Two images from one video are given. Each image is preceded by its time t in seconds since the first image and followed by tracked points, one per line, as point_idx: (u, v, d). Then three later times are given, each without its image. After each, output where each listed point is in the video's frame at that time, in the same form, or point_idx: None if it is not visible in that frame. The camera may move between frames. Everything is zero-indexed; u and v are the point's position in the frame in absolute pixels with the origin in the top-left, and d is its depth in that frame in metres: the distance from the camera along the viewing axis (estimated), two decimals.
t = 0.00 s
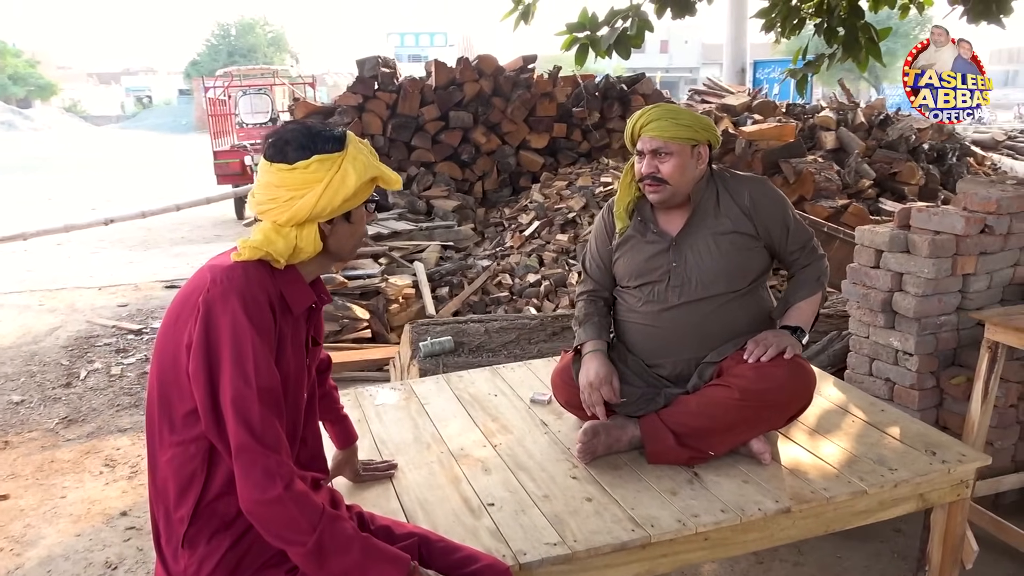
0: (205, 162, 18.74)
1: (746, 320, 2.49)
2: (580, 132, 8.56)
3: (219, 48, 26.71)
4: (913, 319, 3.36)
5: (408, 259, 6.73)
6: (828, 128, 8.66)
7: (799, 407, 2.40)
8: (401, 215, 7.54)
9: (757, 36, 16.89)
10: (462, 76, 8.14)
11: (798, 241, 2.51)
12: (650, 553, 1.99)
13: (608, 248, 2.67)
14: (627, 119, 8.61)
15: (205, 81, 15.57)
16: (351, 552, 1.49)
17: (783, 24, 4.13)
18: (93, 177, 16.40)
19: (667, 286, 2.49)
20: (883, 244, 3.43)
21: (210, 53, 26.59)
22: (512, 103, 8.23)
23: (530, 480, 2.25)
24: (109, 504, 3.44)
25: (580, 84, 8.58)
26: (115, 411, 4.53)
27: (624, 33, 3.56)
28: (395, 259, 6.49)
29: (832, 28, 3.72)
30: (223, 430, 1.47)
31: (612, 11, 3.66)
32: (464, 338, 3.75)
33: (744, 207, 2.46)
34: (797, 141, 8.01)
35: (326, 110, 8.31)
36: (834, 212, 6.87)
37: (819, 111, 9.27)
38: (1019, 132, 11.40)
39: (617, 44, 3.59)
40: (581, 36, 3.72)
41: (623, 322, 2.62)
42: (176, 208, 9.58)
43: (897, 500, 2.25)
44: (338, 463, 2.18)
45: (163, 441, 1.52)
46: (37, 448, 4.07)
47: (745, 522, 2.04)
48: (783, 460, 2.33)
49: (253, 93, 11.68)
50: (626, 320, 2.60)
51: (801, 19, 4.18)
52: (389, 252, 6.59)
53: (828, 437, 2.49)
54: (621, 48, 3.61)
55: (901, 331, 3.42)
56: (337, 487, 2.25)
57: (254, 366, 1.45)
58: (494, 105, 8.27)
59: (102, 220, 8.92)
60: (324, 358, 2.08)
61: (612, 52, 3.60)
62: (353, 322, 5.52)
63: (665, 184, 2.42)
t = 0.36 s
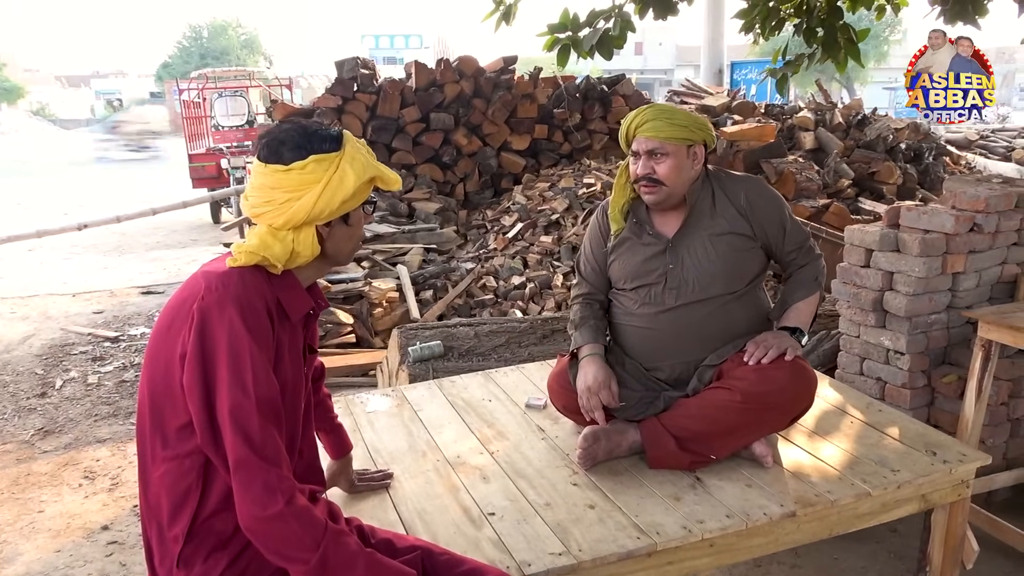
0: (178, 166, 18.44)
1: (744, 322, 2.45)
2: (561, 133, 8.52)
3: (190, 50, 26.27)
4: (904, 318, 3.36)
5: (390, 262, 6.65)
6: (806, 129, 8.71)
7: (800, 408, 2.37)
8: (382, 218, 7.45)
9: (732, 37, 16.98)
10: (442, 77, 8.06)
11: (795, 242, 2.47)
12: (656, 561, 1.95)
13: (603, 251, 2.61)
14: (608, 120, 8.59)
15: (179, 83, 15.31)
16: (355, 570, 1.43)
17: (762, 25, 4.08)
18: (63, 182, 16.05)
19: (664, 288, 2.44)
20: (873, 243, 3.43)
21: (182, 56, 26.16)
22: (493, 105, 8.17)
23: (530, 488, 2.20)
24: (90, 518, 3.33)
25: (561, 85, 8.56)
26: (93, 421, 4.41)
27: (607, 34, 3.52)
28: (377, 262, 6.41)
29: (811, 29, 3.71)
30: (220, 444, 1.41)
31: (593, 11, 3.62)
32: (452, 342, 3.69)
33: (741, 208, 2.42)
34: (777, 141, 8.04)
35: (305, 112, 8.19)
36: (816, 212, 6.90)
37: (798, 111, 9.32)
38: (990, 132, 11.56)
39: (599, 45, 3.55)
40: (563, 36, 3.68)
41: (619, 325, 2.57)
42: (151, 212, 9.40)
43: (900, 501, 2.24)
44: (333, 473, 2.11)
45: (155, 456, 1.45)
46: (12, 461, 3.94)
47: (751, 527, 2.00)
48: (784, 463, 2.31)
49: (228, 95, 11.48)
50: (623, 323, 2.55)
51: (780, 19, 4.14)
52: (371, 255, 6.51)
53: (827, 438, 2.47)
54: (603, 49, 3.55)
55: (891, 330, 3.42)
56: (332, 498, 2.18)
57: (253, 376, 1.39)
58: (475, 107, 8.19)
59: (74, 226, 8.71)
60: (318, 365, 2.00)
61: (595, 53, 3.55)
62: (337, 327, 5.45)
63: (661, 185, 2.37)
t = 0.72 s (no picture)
0: (156, 165, 18.17)
1: (739, 326, 2.40)
2: (546, 133, 8.45)
3: (169, 48, 25.84)
4: (895, 320, 3.33)
5: (373, 263, 6.56)
6: (790, 130, 8.71)
7: (798, 414, 2.31)
8: (365, 218, 7.35)
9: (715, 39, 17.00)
10: (426, 76, 7.96)
11: (791, 244, 2.42)
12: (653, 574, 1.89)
13: (594, 252, 2.55)
14: (593, 119, 8.52)
15: (157, 80, 15.08)
16: None
17: (748, 26, 4.04)
18: (37, 181, 15.73)
19: (657, 292, 2.38)
20: (864, 245, 3.41)
21: (160, 53, 25.76)
22: (477, 104, 8.08)
23: (522, 497, 2.14)
24: (65, 528, 3.23)
25: (545, 85, 8.49)
26: (68, 426, 4.29)
27: (593, 33, 3.46)
28: (361, 263, 6.32)
29: (797, 30, 3.68)
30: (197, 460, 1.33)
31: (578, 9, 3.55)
32: (439, 346, 3.62)
33: (736, 209, 2.37)
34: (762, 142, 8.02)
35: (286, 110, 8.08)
36: (801, 213, 6.89)
37: (781, 112, 9.32)
38: (969, 134, 11.66)
39: (585, 45, 3.48)
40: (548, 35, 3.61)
41: (611, 329, 2.51)
42: (129, 212, 9.24)
43: (898, 509, 2.20)
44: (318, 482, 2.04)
45: (128, 475, 1.36)
46: None
47: (749, 538, 1.95)
48: (782, 470, 2.26)
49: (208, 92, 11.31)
50: (615, 327, 2.49)
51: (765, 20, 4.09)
52: (354, 256, 6.41)
53: (823, 443, 2.43)
54: (589, 48, 3.50)
55: (883, 333, 3.40)
56: (317, 509, 2.10)
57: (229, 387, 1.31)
58: (459, 106, 8.11)
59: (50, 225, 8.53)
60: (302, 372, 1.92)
61: (581, 53, 3.49)
62: (319, 329, 5.36)
63: (655, 186, 2.31)
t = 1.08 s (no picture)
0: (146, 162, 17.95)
1: (746, 329, 2.31)
2: (540, 130, 8.35)
3: (159, 43, 25.48)
4: (900, 322, 3.26)
5: (365, 262, 6.46)
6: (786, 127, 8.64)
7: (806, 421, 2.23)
8: (357, 216, 7.25)
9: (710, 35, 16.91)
10: (419, 72, 7.85)
11: (799, 245, 2.34)
12: None
13: (594, 251, 2.45)
14: (587, 116, 8.43)
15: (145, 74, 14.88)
16: None
17: (743, 23, 3.93)
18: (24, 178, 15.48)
19: (659, 294, 2.28)
20: (868, 244, 3.32)
21: (150, 48, 25.43)
22: (470, 101, 7.97)
23: (521, 509, 2.04)
24: (45, 538, 3.11)
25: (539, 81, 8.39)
26: (51, 430, 4.16)
27: (588, 29, 3.36)
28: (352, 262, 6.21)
29: (795, 26, 3.59)
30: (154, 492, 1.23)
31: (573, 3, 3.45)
32: (433, 347, 3.52)
33: (743, 209, 2.28)
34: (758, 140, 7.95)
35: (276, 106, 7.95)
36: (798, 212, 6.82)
37: (777, 110, 9.25)
38: (964, 132, 11.62)
39: (580, 40, 3.38)
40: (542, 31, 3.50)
41: (613, 332, 2.41)
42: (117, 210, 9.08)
43: (911, 520, 2.12)
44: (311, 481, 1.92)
45: (83, 510, 1.27)
46: None
47: (759, 552, 1.87)
48: (790, 480, 2.18)
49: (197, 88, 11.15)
50: (617, 330, 2.39)
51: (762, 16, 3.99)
52: (346, 255, 6.29)
53: (832, 451, 2.35)
54: (585, 44, 3.40)
55: (887, 334, 3.32)
56: (305, 523, 2.00)
57: (175, 413, 1.19)
58: (452, 102, 8.00)
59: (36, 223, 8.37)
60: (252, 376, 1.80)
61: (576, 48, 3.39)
62: (310, 330, 5.26)
63: (660, 184, 2.22)
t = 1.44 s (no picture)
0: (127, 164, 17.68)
1: (745, 338, 2.23)
2: (528, 130, 8.26)
3: (142, 42, 25.04)
4: (898, 326, 3.19)
5: (351, 264, 6.35)
6: (775, 127, 8.59)
7: (809, 434, 2.14)
8: (342, 217, 7.13)
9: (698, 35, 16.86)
10: (405, 71, 7.74)
11: (800, 251, 2.27)
12: None
13: (587, 255, 2.36)
14: (576, 116, 8.34)
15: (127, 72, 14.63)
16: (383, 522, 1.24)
17: (733, 22, 3.84)
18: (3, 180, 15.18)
19: (656, 301, 2.19)
20: (865, 247, 3.26)
21: (133, 47, 25.04)
22: (457, 100, 7.87)
23: (513, 529, 1.95)
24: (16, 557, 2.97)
25: (527, 80, 8.30)
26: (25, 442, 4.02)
27: (577, 26, 3.27)
28: (338, 265, 6.09)
29: (785, 25, 3.51)
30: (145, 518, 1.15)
31: None
32: (420, 354, 3.42)
33: (744, 213, 2.20)
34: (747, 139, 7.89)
35: (260, 105, 7.81)
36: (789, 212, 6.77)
37: (766, 109, 9.20)
38: (949, 132, 11.66)
39: (569, 38, 3.29)
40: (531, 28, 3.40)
41: (606, 340, 2.33)
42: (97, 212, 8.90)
43: (916, 536, 2.04)
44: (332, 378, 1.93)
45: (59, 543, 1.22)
46: None
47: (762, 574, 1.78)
48: (792, 495, 2.10)
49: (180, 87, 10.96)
50: (612, 338, 2.30)
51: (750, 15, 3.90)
52: (331, 257, 6.18)
53: (834, 463, 2.27)
54: (573, 42, 3.31)
55: (884, 339, 3.25)
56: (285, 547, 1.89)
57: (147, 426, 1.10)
58: (439, 102, 7.89)
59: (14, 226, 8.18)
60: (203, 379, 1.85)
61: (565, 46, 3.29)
62: (293, 335, 5.17)
63: (657, 187, 2.13)
